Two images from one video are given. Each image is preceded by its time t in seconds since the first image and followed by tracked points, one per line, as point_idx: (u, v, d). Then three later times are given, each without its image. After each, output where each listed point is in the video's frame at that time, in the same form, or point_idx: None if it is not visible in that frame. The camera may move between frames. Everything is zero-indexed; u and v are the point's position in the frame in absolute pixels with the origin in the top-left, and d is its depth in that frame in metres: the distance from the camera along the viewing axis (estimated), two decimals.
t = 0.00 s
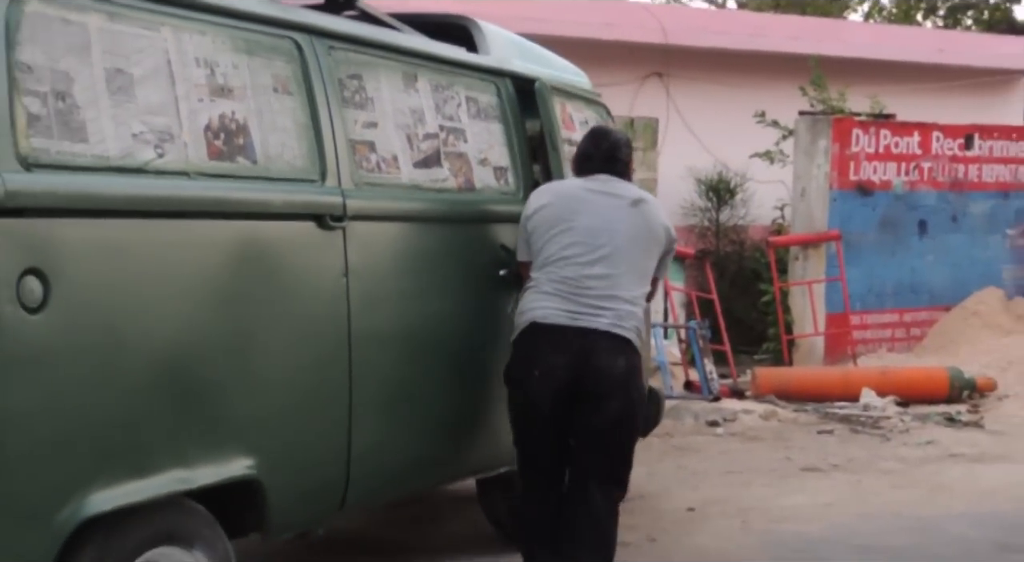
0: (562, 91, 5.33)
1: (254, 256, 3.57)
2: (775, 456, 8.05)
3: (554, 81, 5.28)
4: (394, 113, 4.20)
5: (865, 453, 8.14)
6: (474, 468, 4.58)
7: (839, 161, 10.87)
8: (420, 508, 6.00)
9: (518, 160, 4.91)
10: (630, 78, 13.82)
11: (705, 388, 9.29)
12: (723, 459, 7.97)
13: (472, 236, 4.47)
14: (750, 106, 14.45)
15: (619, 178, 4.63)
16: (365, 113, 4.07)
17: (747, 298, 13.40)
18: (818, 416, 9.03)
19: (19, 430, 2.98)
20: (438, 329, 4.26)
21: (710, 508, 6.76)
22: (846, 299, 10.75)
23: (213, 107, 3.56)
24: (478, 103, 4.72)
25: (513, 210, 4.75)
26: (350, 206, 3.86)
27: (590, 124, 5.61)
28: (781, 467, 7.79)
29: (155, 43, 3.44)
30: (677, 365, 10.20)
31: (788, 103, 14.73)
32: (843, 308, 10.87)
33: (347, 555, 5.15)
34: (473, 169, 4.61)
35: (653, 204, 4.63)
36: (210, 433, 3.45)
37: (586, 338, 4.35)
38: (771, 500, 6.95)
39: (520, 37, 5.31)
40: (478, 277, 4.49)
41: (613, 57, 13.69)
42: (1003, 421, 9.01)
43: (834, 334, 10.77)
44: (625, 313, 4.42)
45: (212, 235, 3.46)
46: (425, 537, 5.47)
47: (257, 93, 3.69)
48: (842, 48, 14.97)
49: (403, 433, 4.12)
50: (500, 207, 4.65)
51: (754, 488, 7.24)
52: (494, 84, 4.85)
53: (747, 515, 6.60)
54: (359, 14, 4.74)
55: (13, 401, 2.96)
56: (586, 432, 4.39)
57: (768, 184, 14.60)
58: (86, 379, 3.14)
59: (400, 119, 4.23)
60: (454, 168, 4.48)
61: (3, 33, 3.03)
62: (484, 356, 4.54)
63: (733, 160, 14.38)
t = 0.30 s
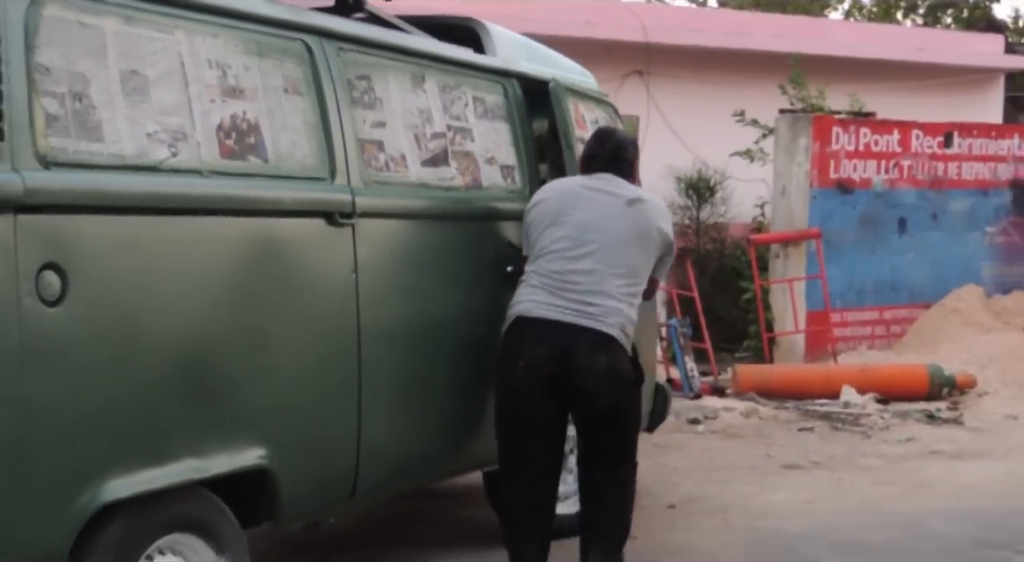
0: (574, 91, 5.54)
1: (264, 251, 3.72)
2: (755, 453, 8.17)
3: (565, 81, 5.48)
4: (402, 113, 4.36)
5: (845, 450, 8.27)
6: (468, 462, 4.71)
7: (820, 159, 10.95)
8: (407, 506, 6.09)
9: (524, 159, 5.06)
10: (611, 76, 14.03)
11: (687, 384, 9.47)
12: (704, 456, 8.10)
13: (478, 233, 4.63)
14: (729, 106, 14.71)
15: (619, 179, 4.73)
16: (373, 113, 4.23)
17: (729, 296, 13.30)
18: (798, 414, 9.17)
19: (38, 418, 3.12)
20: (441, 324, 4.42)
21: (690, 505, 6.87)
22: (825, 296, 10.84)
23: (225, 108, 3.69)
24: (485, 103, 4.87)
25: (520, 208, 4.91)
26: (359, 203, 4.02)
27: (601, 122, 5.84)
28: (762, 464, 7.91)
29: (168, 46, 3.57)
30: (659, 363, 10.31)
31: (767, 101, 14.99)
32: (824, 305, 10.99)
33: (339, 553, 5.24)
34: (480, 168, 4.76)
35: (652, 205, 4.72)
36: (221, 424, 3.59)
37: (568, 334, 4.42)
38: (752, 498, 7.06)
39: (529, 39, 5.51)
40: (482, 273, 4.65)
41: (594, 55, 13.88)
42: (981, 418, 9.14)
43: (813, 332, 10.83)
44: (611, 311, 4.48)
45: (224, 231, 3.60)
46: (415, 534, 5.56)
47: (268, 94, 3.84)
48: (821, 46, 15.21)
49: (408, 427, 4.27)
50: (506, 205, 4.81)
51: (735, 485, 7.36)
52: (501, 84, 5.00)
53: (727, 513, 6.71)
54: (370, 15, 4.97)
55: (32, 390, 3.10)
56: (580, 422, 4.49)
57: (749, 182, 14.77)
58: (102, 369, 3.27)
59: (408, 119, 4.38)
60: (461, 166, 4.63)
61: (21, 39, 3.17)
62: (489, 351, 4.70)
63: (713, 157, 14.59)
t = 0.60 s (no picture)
0: (594, 97, 5.75)
1: (288, 255, 3.90)
2: (748, 457, 8.28)
3: (585, 87, 5.69)
4: (422, 120, 4.55)
5: (837, 453, 8.38)
6: (487, 458, 4.86)
7: (811, 161, 11.10)
8: (408, 513, 6.18)
9: (543, 165, 5.25)
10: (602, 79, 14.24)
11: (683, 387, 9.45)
12: (697, 460, 8.21)
13: (500, 237, 4.82)
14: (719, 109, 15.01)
15: (646, 184, 4.86)
16: (393, 120, 4.41)
17: (719, 299, 13.35)
18: (791, 417, 9.28)
19: (66, 418, 3.29)
20: (463, 326, 4.59)
21: (684, 509, 6.97)
22: (817, 300, 10.96)
23: (248, 115, 3.87)
24: (503, 110, 5.06)
25: (540, 213, 5.09)
26: (378, 208, 4.20)
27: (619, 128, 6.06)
28: (755, 468, 8.02)
29: (192, 54, 3.75)
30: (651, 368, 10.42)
31: (758, 104, 15.30)
32: (816, 309, 11.09)
33: (345, 559, 5.33)
34: (499, 173, 4.95)
35: (678, 208, 4.83)
36: (246, 423, 3.76)
37: (596, 337, 4.55)
38: (745, 501, 7.16)
39: (550, 46, 5.73)
40: (502, 277, 4.82)
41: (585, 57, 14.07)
42: (973, 422, 9.25)
43: (806, 335, 11.01)
44: (638, 313, 4.60)
45: (249, 236, 3.78)
46: (418, 538, 5.64)
47: (290, 101, 4.02)
48: (811, 48, 15.47)
49: (428, 427, 4.44)
50: (525, 209, 4.98)
51: (729, 489, 7.47)
52: (518, 91, 5.19)
53: (720, 516, 6.82)
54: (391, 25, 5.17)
55: (60, 390, 3.28)
56: (604, 427, 4.60)
57: (740, 186, 14.94)
58: (129, 368, 3.45)
59: (427, 124, 4.58)
60: (480, 172, 4.83)
61: (49, 50, 3.36)
62: (507, 353, 4.86)
63: (704, 161, 14.81)
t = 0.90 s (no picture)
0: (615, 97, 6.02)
1: (311, 251, 4.12)
2: (740, 455, 8.40)
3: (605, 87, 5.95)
4: (442, 119, 4.83)
5: (828, 451, 8.50)
6: (503, 455, 5.07)
7: (802, 160, 11.24)
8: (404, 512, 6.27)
9: (560, 162, 5.56)
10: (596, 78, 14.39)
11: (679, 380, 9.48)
12: (690, 458, 8.33)
13: (510, 233, 5.07)
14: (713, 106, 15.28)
15: (663, 180, 5.06)
16: (413, 119, 4.68)
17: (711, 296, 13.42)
18: (783, 415, 9.40)
19: (95, 407, 3.51)
20: (474, 321, 4.82)
21: (676, 508, 7.09)
22: (808, 298, 11.08)
23: (270, 115, 4.09)
24: (523, 109, 5.36)
25: (556, 210, 5.39)
26: (397, 205, 4.44)
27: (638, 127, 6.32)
28: (747, 466, 8.13)
29: (217, 55, 3.96)
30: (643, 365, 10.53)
31: (750, 103, 15.56)
32: (807, 307, 11.20)
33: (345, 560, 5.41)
34: (518, 171, 5.25)
35: (694, 204, 5.01)
36: (271, 412, 3.97)
37: (602, 327, 4.76)
38: (738, 499, 7.27)
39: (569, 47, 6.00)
40: (515, 273, 5.09)
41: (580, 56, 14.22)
42: (965, 420, 9.37)
43: (797, 333, 11.10)
44: (647, 302, 4.78)
45: (274, 232, 4.00)
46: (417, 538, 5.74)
47: (311, 101, 4.25)
48: (803, 47, 15.69)
49: (445, 418, 4.66)
50: (543, 206, 5.29)
51: (721, 487, 7.58)
52: (538, 91, 5.49)
53: (712, 514, 6.93)
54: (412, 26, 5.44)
55: (90, 380, 3.50)
56: (607, 417, 4.75)
57: (732, 183, 15.03)
58: (158, 359, 3.67)
59: (447, 124, 4.86)
60: (499, 170, 5.12)
61: (78, 51, 3.58)
62: (519, 349, 5.09)
63: (698, 159, 15.02)
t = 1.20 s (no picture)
0: (635, 102, 6.20)
1: (340, 254, 4.33)
2: (739, 458, 8.50)
3: (626, 93, 6.13)
4: (469, 125, 5.03)
5: (827, 453, 8.60)
6: (527, 453, 5.26)
7: (800, 163, 11.31)
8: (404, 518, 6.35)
9: (587, 167, 5.74)
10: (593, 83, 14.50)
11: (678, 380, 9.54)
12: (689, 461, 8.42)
13: (537, 237, 5.27)
14: (710, 109, 15.50)
15: (672, 186, 5.22)
16: (441, 125, 4.87)
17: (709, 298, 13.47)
18: (781, 418, 9.50)
19: (130, 407, 3.74)
20: (500, 323, 5.02)
21: (676, 511, 7.18)
22: (806, 300, 11.18)
23: (300, 122, 4.29)
24: (549, 115, 5.54)
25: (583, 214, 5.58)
26: (425, 209, 4.64)
27: (662, 131, 6.49)
28: (746, 469, 8.22)
29: (248, 65, 4.16)
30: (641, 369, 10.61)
31: (746, 107, 15.76)
32: (805, 311, 11.31)
33: None
34: (544, 177, 5.43)
35: (705, 208, 5.18)
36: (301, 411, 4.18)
37: (614, 333, 4.94)
38: (738, 502, 7.36)
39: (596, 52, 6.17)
40: (542, 276, 5.28)
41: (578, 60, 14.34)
42: (963, 422, 9.49)
43: (796, 336, 11.18)
44: (657, 308, 4.96)
45: (304, 237, 4.21)
46: (418, 544, 5.82)
47: (341, 109, 4.45)
48: (798, 49, 15.88)
49: (470, 418, 4.87)
50: (570, 211, 5.48)
51: (721, 490, 7.67)
52: (563, 97, 5.67)
53: (711, 518, 7.02)
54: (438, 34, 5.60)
55: (124, 381, 3.72)
56: (620, 418, 4.94)
57: (729, 186, 15.11)
58: (191, 360, 3.89)
59: (475, 130, 5.05)
60: (525, 175, 5.31)
61: (114, 62, 3.79)
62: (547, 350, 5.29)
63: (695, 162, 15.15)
